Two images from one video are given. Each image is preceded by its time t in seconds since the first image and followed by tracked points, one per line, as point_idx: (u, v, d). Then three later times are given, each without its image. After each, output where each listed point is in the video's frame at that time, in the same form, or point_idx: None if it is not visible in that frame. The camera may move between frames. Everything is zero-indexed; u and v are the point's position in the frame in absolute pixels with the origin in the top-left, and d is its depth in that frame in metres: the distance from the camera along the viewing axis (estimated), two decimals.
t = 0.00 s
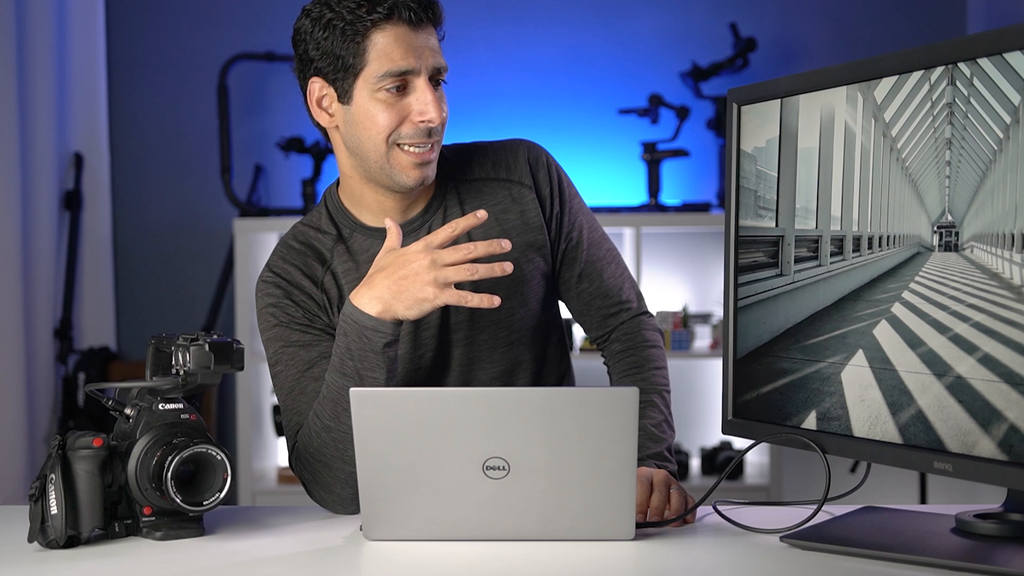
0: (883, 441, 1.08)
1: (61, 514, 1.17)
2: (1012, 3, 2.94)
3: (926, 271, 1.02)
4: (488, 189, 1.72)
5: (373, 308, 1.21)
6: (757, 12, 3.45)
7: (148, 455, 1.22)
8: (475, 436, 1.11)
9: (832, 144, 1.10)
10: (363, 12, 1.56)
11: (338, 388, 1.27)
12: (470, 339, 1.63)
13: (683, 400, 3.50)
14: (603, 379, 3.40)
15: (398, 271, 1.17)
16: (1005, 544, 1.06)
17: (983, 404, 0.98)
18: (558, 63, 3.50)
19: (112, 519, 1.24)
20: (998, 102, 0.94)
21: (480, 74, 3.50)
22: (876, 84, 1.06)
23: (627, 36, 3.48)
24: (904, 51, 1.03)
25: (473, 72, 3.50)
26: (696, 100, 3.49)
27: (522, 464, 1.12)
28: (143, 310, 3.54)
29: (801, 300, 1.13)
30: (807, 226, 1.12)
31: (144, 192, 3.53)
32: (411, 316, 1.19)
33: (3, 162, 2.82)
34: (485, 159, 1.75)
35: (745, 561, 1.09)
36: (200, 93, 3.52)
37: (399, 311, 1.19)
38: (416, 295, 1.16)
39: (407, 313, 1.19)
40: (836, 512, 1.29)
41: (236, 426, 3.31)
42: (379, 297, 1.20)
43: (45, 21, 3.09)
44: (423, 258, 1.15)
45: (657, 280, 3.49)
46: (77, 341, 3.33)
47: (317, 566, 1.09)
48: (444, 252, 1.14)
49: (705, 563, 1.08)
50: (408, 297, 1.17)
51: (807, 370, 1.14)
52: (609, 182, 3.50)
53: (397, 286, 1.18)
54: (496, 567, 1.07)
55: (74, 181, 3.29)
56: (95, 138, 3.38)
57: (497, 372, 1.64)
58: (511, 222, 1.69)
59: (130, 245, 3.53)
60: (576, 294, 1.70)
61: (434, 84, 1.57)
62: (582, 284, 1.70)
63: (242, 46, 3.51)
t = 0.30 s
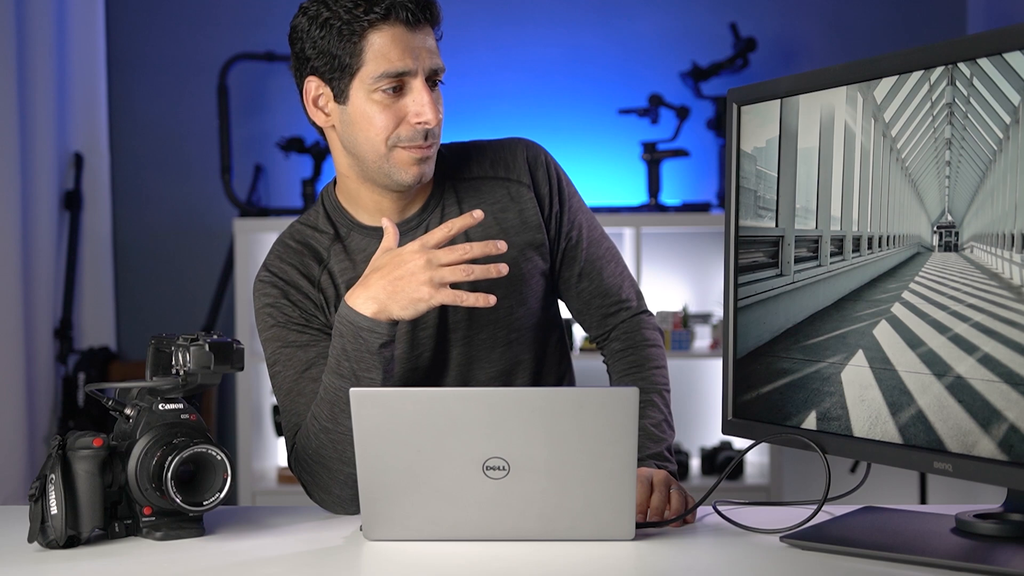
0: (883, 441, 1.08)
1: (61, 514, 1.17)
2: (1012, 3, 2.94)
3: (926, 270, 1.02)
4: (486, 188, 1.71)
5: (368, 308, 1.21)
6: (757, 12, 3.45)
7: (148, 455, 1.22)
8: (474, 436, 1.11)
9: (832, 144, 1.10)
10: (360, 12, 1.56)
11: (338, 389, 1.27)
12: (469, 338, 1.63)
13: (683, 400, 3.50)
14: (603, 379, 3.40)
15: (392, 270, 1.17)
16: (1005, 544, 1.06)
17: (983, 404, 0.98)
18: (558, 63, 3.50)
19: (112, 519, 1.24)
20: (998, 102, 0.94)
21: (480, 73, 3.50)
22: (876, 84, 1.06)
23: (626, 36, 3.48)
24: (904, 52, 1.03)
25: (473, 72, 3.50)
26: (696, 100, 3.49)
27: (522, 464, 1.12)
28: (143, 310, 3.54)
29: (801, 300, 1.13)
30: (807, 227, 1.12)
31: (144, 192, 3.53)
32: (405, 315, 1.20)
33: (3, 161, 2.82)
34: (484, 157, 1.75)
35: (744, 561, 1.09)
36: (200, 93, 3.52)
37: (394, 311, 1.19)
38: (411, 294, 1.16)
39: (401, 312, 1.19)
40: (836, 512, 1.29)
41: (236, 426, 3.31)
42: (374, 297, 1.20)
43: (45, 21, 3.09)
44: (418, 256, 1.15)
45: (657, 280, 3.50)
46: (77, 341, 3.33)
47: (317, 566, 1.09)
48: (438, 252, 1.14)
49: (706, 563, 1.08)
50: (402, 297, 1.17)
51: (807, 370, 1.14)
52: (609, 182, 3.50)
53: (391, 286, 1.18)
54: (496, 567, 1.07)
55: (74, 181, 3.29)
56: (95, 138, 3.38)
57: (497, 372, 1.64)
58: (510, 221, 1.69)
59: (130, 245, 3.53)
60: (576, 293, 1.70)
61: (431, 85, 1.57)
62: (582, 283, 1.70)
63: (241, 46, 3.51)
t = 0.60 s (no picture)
0: (883, 441, 1.08)
1: (61, 514, 1.17)
2: (1012, 3, 2.94)
3: (926, 270, 1.02)
4: (485, 188, 1.71)
5: (363, 302, 1.25)
6: (757, 12, 3.45)
7: (148, 455, 1.22)
8: (474, 436, 1.11)
9: (832, 144, 1.10)
10: (354, 13, 1.56)
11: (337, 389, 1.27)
12: (470, 340, 1.63)
13: (682, 400, 3.50)
14: (603, 379, 3.40)
15: (377, 259, 1.24)
16: (1005, 544, 1.06)
17: (983, 404, 0.98)
18: (558, 63, 3.50)
19: (112, 519, 1.24)
20: (998, 102, 0.94)
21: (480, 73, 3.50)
22: (876, 84, 1.06)
23: (626, 36, 3.48)
24: (904, 51, 1.03)
25: (473, 73, 3.50)
26: (696, 100, 3.49)
27: (522, 464, 1.12)
28: (143, 310, 3.54)
29: (801, 300, 1.13)
30: (807, 227, 1.12)
31: (145, 192, 3.53)
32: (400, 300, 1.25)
33: (3, 161, 2.82)
34: (483, 157, 1.75)
35: (744, 561, 1.09)
36: (200, 93, 3.52)
37: (391, 298, 1.24)
38: (401, 277, 1.23)
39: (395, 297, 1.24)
40: (836, 512, 1.29)
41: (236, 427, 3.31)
42: (366, 291, 1.25)
43: (45, 21, 3.09)
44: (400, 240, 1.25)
45: (657, 280, 3.50)
46: (77, 341, 3.33)
47: (317, 566, 1.09)
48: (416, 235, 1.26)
49: (706, 564, 1.08)
50: (393, 281, 1.23)
51: (807, 370, 1.14)
52: (609, 182, 3.50)
53: (380, 274, 1.24)
54: (496, 567, 1.07)
55: (74, 181, 3.29)
56: (95, 138, 3.38)
57: (497, 373, 1.64)
58: (509, 222, 1.69)
59: (130, 246, 3.53)
60: (576, 293, 1.70)
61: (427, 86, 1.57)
62: (583, 284, 1.70)
63: (241, 46, 3.51)
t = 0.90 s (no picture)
0: (883, 441, 1.08)
1: (61, 514, 1.17)
2: (1012, 3, 2.94)
3: (926, 270, 1.02)
4: (484, 190, 1.71)
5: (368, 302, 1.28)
6: (758, 12, 3.45)
7: (148, 455, 1.22)
8: (474, 437, 1.11)
9: (832, 144, 1.10)
10: (350, 17, 1.56)
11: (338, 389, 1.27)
12: (470, 343, 1.63)
13: (682, 400, 3.50)
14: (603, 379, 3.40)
15: (376, 257, 1.28)
16: (1005, 544, 1.06)
17: (983, 404, 0.98)
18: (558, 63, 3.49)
19: (112, 519, 1.24)
20: (998, 102, 0.94)
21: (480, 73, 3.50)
22: (876, 84, 1.06)
23: (626, 36, 3.48)
24: (904, 52, 1.03)
25: (473, 73, 3.50)
26: (696, 100, 3.49)
27: (522, 464, 1.12)
28: (143, 309, 3.54)
29: (801, 300, 1.13)
30: (807, 227, 1.12)
31: (145, 192, 3.53)
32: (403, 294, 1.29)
33: (3, 160, 2.82)
34: (482, 159, 1.75)
35: (744, 561, 1.09)
36: (200, 93, 3.52)
37: (393, 296, 1.28)
38: (404, 271, 1.28)
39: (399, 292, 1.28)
40: (836, 512, 1.30)
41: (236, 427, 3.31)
42: (370, 291, 1.28)
43: (45, 21, 3.09)
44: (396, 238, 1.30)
45: (657, 280, 3.50)
46: (77, 341, 3.33)
47: (317, 566, 1.09)
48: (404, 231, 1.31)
49: (706, 564, 1.08)
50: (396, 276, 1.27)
51: (807, 370, 1.14)
52: (609, 182, 3.50)
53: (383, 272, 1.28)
54: (496, 567, 1.07)
55: (74, 181, 3.28)
56: (95, 138, 3.38)
57: (497, 374, 1.64)
58: (509, 224, 1.69)
59: (130, 246, 3.53)
60: (577, 294, 1.70)
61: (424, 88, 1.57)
62: (583, 285, 1.70)
63: (241, 46, 3.51)
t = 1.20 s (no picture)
0: (883, 441, 1.08)
1: (61, 514, 1.17)
2: (1012, 3, 2.94)
3: (926, 270, 1.02)
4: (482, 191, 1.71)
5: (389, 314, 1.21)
6: (757, 12, 3.45)
7: (148, 455, 1.22)
8: (474, 437, 1.11)
9: (832, 144, 1.10)
10: (351, 16, 1.57)
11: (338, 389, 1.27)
12: (468, 343, 1.63)
13: (682, 400, 3.50)
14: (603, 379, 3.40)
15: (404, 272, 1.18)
16: (1005, 544, 1.06)
17: (983, 404, 0.98)
18: (558, 63, 3.49)
19: (112, 519, 1.24)
20: (998, 102, 0.94)
21: (480, 73, 3.50)
22: (876, 84, 1.06)
23: (626, 36, 3.48)
24: (903, 52, 1.03)
25: (473, 73, 3.50)
26: (696, 100, 3.49)
27: (522, 464, 1.12)
28: (143, 309, 3.54)
29: (801, 300, 1.13)
30: (807, 227, 1.12)
31: (145, 192, 3.53)
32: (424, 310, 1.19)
33: (3, 160, 2.82)
34: (480, 160, 1.75)
35: (744, 561, 1.09)
36: (199, 93, 3.52)
37: (412, 311, 1.20)
38: (423, 291, 1.17)
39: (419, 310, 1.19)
40: (836, 512, 1.30)
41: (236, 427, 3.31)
42: (391, 303, 1.21)
43: (45, 21, 3.09)
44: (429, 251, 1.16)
45: (657, 280, 3.50)
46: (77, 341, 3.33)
47: (317, 566, 1.09)
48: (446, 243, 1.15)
49: (706, 564, 1.08)
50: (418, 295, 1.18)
51: (807, 370, 1.14)
52: (609, 182, 3.50)
53: (405, 286, 1.18)
54: (496, 567, 1.07)
55: (74, 181, 3.28)
56: (95, 138, 3.38)
57: (496, 374, 1.64)
58: (507, 224, 1.69)
59: (130, 246, 3.53)
60: (575, 294, 1.70)
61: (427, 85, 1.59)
62: (581, 285, 1.69)
63: (242, 46, 3.51)
